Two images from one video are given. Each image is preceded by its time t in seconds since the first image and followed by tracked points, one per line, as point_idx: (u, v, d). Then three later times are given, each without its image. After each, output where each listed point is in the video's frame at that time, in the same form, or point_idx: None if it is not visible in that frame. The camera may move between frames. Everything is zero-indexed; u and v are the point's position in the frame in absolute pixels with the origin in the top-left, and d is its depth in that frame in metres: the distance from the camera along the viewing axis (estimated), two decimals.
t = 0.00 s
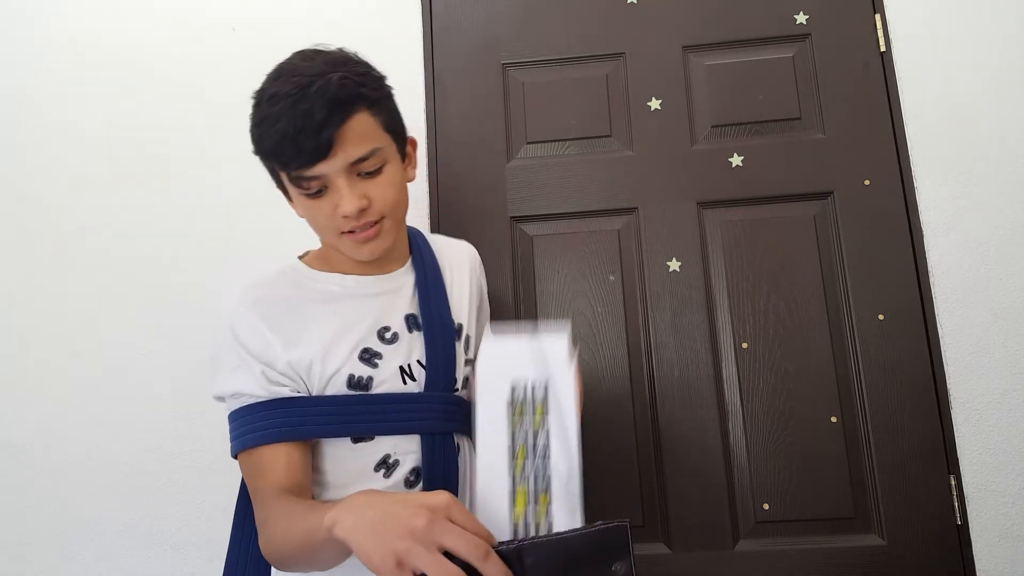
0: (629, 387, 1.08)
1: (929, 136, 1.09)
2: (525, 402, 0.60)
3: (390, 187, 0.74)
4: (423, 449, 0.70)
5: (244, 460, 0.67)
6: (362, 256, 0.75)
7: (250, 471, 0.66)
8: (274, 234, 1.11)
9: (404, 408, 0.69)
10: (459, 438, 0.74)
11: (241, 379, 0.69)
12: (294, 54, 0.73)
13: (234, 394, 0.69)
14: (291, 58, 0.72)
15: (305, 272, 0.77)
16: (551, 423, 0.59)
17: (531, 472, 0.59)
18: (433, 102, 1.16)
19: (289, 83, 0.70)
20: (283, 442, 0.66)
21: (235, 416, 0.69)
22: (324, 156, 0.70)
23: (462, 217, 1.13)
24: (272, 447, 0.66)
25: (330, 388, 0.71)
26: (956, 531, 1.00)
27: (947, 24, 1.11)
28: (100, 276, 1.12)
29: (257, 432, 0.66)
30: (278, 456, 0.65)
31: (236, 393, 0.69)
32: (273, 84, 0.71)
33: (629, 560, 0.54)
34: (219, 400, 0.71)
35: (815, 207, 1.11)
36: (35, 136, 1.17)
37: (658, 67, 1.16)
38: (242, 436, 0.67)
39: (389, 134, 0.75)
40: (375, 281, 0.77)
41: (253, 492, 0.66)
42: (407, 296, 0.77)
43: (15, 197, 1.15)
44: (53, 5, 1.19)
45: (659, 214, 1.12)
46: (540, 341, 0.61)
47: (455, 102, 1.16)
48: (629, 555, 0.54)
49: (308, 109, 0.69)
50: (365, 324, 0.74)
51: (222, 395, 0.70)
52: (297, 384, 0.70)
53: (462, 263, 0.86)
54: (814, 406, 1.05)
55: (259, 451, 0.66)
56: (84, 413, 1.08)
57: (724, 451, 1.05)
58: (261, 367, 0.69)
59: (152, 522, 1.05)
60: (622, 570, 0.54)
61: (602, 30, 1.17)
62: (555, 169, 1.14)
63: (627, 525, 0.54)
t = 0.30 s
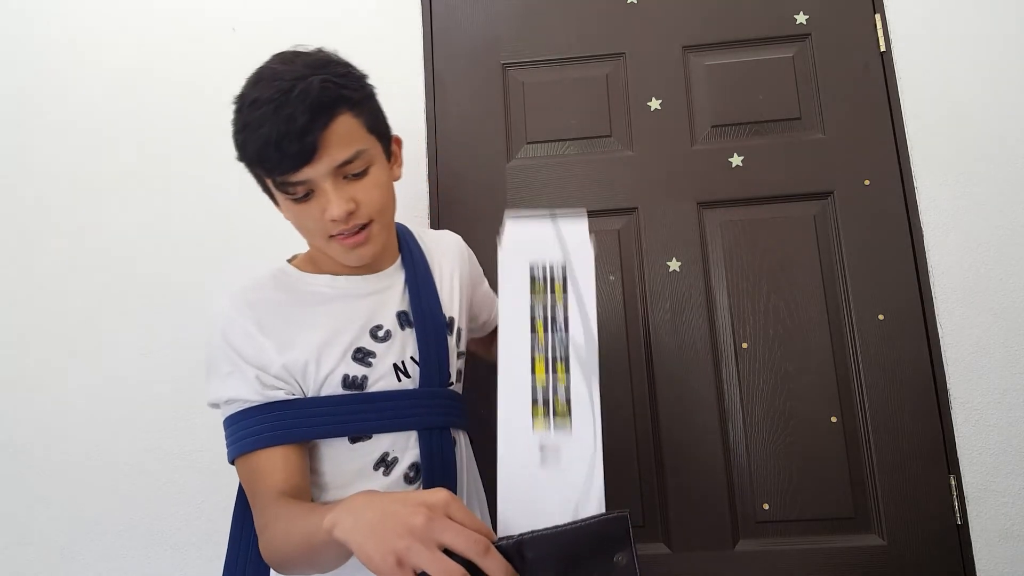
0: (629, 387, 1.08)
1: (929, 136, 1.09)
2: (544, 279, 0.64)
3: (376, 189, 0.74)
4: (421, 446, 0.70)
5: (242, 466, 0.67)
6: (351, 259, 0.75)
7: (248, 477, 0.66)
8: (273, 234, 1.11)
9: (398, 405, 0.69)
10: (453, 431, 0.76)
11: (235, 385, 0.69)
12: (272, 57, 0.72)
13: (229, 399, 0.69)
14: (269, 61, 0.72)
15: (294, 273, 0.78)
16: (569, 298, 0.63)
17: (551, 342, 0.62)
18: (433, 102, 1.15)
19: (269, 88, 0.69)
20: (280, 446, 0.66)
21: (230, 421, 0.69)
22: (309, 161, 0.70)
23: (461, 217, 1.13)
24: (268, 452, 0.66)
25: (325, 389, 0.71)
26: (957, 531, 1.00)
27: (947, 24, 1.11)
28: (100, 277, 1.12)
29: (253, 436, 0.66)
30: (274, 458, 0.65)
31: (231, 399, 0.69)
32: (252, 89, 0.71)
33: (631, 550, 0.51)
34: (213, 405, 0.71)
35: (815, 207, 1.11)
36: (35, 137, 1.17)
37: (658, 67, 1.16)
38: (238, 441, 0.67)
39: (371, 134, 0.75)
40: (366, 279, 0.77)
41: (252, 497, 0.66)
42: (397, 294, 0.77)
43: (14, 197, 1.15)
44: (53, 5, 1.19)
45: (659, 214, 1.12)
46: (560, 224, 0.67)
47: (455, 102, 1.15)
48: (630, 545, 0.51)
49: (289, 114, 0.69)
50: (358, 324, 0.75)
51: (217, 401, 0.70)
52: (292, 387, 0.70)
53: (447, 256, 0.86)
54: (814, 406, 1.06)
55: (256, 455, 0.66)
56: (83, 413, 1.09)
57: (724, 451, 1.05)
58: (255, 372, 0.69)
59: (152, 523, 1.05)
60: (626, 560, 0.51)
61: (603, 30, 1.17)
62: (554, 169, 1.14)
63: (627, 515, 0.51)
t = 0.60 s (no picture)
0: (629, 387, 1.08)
1: (929, 136, 1.09)
2: (536, 201, 0.64)
3: (367, 186, 0.74)
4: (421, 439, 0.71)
5: (242, 466, 0.67)
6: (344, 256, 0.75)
7: (248, 477, 0.66)
8: (274, 234, 1.11)
9: (396, 399, 0.69)
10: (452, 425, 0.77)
11: (232, 384, 0.69)
12: (258, 58, 0.73)
13: (227, 399, 0.69)
14: (255, 62, 0.72)
15: (287, 273, 0.79)
16: (561, 220, 0.64)
17: (543, 260, 0.63)
18: (433, 102, 1.15)
19: (256, 89, 0.70)
20: (279, 444, 0.66)
21: (229, 421, 0.69)
22: (298, 160, 0.69)
23: (462, 216, 1.13)
24: (268, 451, 0.66)
25: (323, 386, 0.71)
26: (957, 531, 1.00)
27: (946, 24, 1.11)
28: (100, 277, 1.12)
29: (251, 436, 0.66)
30: (274, 458, 0.66)
31: (229, 398, 0.69)
32: (238, 91, 0.71)
33: (641, 528, 0.55)
34: (211, 405, 0.71)
35: (815, 208, 1.11)
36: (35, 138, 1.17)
37: (658, 68, 1.16)
38: (237, 442, 0.67)
39: (359, 132, 0.75)
40: (360, 275, 0.78)
41: (253, 497, 0.66)
42: (392, 289, 0.78)
43: (17, 197, 1.16)
44: (53, 6, 1.19)
45: (659, 213, 1.12)
46: (551, 149, 0.66)
47: (456, 101, 1.15)
48: (641, 524, 0.54)
49: (278, 114, 0.68)
50: (354, 319, 0.75)
51: (214, 401, 0.70)
52: (289, 384, 0.70)
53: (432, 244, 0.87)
54: (814, 406, 1.05)
55: (256, 454, 0.66)
56: (83, 413, 1.09)
57: (724, 451, 1.05)
58: (251, 371, 0.69)
59: (152, 522, 1.05)
60: (636, 538, 0.55)
61: (603, 30, 1.17)
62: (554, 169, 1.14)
63: (637, 495, 0.55)
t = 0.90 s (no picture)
0: (629, 387, 1.08)
1: (929, 136, 1.09)
2: (541, 119, 0.67)
3: (362, 184, 0.74)
4: (421, 437, 0.71)
5: (242, 468, 0.67)
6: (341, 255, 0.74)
7: (248, 480, 0.66)
8: (273, 233, 1.11)
9: (397, 398, 0.69)
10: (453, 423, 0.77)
11: (232, 386, 0.69)
12: (253, 60, 0.73)
13: (227, 401, 0.69)
14: (250, 64, 0.73)
15: (286, 275, 0.79)
16: (566, 137, 0.66)
17: (550, 176, 0.66)
18: (433, 102, 1.15)
19: (250, 89, 0.70)
20: (279, 445, 0.66)
21: (229, 423, 0.69)
22: (292, 159, 0.69)
23: (462, 216, 1.12)
24: (269, 452, 0.66)
25: (322, 386, 0.71)
26: (957, 532, 1.00)
27: (946, 24, 1.11)
28: (100, 280, 1.12)
29: (252, 437, 0.66)
30: (275, 459, 0.66)
31: (229, 400, 0.69)
32: (234, 91, 0.71)
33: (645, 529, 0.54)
34: (210, 408, 0.71)
35: (815, 208, 1.11)
36: (35, 139, 1.17)
37: (658, 68, 1.16)
38: (238, 443, 0.67)
39: (355, 131, 0.75)
40: (358, 275, 0.78)
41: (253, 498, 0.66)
42: (389, 289, 0.78)
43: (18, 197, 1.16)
44: (53, 7, 1.19)
45: (659, 213, 1.12)
46: (555, 71, 0.68)
47: (456, 100, 1.15)
48: (645, 525, 0.53)
49: (271, 113, 0.68)
50: (352, 318, 0.75)
51: (214, 403, 0.70)
52: (290, 385, 0.70)
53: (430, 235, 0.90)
54: (814, 406, 1.05)
55: (257, 456, 0.66)
56: (83, 413, 1.09)
57: (724, 451, 1.05)
58: (251, 372, 0.69)
59: (151, 522, 1.05)
60: (640, 540, 0.54)
61: (603, 30, 1.17)
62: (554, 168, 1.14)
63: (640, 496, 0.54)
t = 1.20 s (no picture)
0: (629, 387, 1.07)
1: (929, 136, 1.09)
2: (495, 39, 0.73)
3: (346, 165, 0.74)
4: (427, 435, 0.71)
5: (247, 471, 0.66)
6: (327, 239, 0.74)
7: (253, 483, 0.66)
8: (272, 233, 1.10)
9: (401, 396, 0.69)
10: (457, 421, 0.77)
11: (236, 388, 0.69)
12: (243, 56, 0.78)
13: (231, 404, 0.69)
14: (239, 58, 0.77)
15: (286, 276, 0.79)
16: (521, 55, 0.73)
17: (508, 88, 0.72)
18: (433, 102, 1.14)
19: (235, 78, 0.74)
20: (284, 446, 0.66)
21: (234, 426, 0.68)
22: (272, 138, 0.71)
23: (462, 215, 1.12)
24: (274, 454, 0.66)
25: (326, 386, 0.71)
26: (957, 532, 1.00)
27: (946, 24, 1.11)
28: (100, 280, 1.12)
29: (257, 439, 0.66)
30: (280, 460, 0.65)
31: (233, 403, 0.69)
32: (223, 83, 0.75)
33: (655, 528, 0.55)
34: (213, 411, 0.71)
35: (815, 208, 1.11)
36: (35, 140, 1.17)
37: (658, 68, 1.16)
38: (242, 445, 0.67)
39: (341, 116, 0.76)
40: (359, 273, 0.78)
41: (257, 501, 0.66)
42: (391, 287, 0.78)
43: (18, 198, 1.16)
44: (53, 8, 1.20)
45: (659, 214, 1.12)
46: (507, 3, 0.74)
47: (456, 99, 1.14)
48: (654, 524, 0.55)
49: (251, 96, 0.71)
50: (355, 318, 0.75)
51: (218, 406, 0.70)
52: (294, 386, 0.70)
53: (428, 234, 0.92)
54: (814, 405, 1.05)
55: (262, 459, 0.66)
56: (83, 413, 1.09)
57: (724, 451, 1.05)
58: (255, 374, 0.69)
59: (151, 522, 1.05)
60: (651, 539, 0.55)
61: (603, 30, 1.17)
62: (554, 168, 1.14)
63: (648, 497, 0.55)
